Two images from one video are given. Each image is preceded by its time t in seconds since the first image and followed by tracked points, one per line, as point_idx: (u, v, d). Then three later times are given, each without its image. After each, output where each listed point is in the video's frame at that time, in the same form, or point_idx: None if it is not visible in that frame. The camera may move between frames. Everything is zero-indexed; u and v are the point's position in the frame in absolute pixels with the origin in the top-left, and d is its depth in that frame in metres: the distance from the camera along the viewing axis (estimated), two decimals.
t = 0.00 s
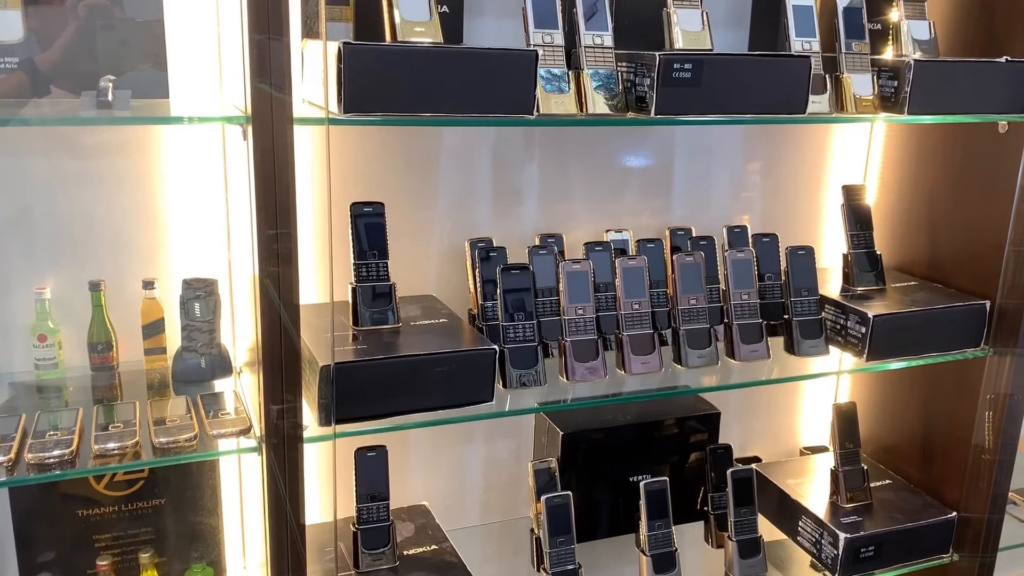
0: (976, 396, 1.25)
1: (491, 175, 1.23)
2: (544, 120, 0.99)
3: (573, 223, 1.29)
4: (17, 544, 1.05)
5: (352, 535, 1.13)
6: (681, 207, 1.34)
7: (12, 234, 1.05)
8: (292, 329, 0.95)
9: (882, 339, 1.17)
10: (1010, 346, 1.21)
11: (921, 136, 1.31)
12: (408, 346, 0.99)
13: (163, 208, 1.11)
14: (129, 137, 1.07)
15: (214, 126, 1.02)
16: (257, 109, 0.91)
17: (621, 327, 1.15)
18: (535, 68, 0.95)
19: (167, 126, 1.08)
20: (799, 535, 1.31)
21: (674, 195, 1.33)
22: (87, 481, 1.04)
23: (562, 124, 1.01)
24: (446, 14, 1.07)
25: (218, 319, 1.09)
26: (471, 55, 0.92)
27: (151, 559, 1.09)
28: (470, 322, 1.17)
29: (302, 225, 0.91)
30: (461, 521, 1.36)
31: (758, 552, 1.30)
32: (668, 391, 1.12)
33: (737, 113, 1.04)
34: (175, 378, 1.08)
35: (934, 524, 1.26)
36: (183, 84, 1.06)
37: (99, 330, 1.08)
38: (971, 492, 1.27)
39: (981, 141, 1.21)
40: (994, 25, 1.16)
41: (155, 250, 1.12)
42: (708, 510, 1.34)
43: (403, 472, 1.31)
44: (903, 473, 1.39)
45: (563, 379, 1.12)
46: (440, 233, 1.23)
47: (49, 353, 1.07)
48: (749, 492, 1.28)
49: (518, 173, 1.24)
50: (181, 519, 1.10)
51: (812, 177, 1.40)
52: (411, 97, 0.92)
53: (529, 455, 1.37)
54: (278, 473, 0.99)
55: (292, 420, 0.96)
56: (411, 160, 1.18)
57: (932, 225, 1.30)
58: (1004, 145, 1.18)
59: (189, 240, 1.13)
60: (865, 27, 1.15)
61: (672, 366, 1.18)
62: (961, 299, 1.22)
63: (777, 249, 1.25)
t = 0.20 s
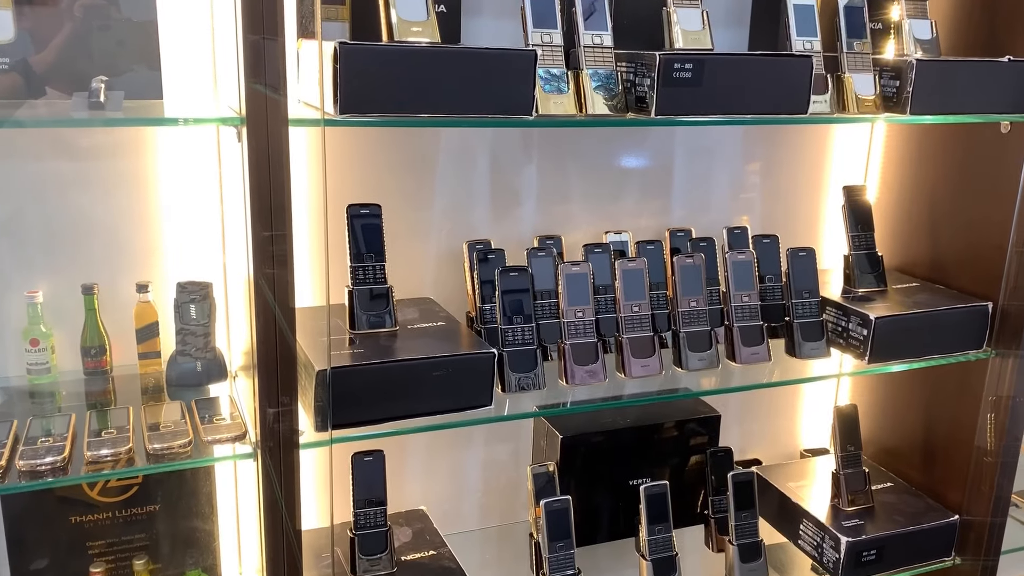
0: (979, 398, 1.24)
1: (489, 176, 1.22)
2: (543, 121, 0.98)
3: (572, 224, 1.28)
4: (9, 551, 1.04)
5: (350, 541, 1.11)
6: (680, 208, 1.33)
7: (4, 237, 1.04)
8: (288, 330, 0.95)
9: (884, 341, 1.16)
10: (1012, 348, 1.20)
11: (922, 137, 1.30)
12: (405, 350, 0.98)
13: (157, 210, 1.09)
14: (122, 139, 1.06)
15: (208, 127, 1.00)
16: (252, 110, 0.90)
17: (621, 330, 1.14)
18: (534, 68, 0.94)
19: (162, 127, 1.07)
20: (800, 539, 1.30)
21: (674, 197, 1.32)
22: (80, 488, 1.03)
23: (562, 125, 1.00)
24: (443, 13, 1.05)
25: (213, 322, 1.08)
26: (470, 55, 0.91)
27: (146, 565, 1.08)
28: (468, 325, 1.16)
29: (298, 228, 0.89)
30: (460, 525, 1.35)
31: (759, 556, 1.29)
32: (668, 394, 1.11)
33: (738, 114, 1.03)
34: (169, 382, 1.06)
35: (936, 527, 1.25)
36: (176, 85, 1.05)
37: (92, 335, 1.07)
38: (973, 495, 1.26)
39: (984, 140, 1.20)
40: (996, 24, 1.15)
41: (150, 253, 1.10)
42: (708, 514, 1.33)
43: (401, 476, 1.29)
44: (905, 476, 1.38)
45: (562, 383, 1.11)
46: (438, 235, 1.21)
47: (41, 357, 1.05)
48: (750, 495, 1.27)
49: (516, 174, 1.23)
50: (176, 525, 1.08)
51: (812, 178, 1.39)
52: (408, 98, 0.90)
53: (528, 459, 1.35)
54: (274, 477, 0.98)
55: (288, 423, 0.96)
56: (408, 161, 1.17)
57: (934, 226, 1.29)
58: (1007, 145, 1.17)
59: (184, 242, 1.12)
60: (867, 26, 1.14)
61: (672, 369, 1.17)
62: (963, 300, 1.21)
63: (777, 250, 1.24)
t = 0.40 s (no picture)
0: (982, 399, 1.23)
1: (488, 176, 1.20)
2: (543, 120, 0.97)
3: (571, 224, 1.27)
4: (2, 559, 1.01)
5: (348, 545, 1.10)
6: (681, 208, 1.32)
7: None
8: (283, 330, 0.92)
9: (887, 342, 1.15)
10: (1016, 348, 1.19)
11: (925, 136, 1.29)
12: (403, 352, 0.96)
13: (152, 211, 1.08)
14: (116, 139, 1.04)
15: (203, 127, 0.99)
16: (247, 109, 0.90)
17: (622, 332, 1.12)
18: (534, 66, 0.93)
19: (156, 127, 1.05)
20: (802, 541, 1.29)
21: (674, 196, 1.31)
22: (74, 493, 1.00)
23: (562, 124, 0.99)
24: (441, 11, 1.04)
25: (207, 324, 1.06)
26: (469, 53, 0.90)
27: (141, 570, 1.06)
28: (467, 326, 1.14)
29: (294, 226, 0.88)
30: (458, 528, 1.34)
31: (761, 559, 1.28)
32: (669, 397, 1.10)
33: (740, 113, 1.01)
34: (164, 386, 1.05)
35: (939, 530, 1.24)
36: (170, 84, 1.03)
37: (85, 337, 1.05)
38: (976, 497, 1.25)
39: (987, 139, 1.19)
40: (1000, 22, 1.14)
41: (145, 255, 1.09)
42: (709, 516, 1.32)
43: (399, 479, 1.28)
44: (907, 477, 1.37)
45: (563, 385, 1.09)
46: (436, 235, 1.20)
47: (34, 360, 1.04)
48: (751, 498, 1.26)
49: (515, 173, 1.22)
50: (171, 530, 1.06)
51: (813, 177, 1.38)
52: (405, 97, 0.89)
53: (528, 461, 1.34)
54: (270, 479, 0.98)
55: (285, 425, 0.94)
56: (406, 161, 1.16)
57: (937, 226, 1.28)
58: (1010, 144, 1.16)
59: (178, 244, 1.10)
60: (869, 24, 1.13)
61: (673, 371, 1.16)
62: (966, 300, 1.20)
63: (779, 251, 1.23)
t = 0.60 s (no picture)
0: (985, 398, 1.22)
1: (486, 174, 1.19)
2: (543, 117, 0.95)
3: (570, 223, 1.25)
4: None
5: (344, 549, 1.08)
6: (681, 206, 1.31)
7: None
8: (278, 328, 0.91)
9: (890, 342, 1.14)
10: (1019, 348, 1.18)
11: (927, 133, 1.27)
12: (401, 354, 0.95)
13: (145, 211, 1.06)
14: (109, 137, 1.03)
15: (197, 124, 0.97)
16: (240, 108, 0.86)
17: (622, 332, 1.11)
18: (533, 62, 0.91)
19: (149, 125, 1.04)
20: (804, 543, 1.27)
21: (674, 195, 1.30)
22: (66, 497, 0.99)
23: (562, 122, 0.97)
24: (439, 7, 1.02)
25: (202, 325, 1.05)
26: (467, 49, 0.88)
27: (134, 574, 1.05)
28: (465, 326, 1.13)
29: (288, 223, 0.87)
30: (457, 530, 1.33)
31: (762, 561, 1.27)
32: (670, 398, 1.08)
33: (742, 110, 1.00)
34: (157, 387, 1.04)
35: (942, 531, 1.22)
36: (163, 81, 1.02)
37: (78, 338, 1.03)
38: (979, 498, 1.24)
39: (991, 137, 1.18)
40: (1004, 18, 1.12)
41: (139, 255, 1.07)
42: (709, 518, 1.30)
43: (396, 482, 1.27)
44: (909, 477, 1.36)
45: (562, 387, 1.08)
46: (434, 234, 1.18)
47: (26, 362, 1.02)
48: (752, 499, 1.25)
49: (514, 171, 1.20)
50: (166, 533, 1.05)
51: (814, 175, 1.37)
52: (402, 94, 0.88)
53: (527, 463, 1.33)
54: (266, 481, 0.94)
55: (281, 428, 0.92)
56: (403, 158, 1.14)
57: (939, 224, 1.27)
58: (1014, 141, 1.14)
59: (173, 245, 1.09)
60: (872, 19, 1.12)
61: (674, 371, 1.14)
62: (970, 300, 1.19)
63: (780, 250, 1.22)
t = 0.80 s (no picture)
0: (986, 399, 1.21)
1: (484, 173, 1.18)
2: (542, 116, 0.94)
3: (568, 223, 1.24)
4: None
5: (341, 552, 1.07)
6: (681, 205, 1.30)
7: None
8: (272, 325, 0.89)
9: (890, 342, 1.13)
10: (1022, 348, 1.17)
11: (929, 132, 1.26)
12: (397, 355, 0.94)
13: (139, 210, 1.05)
14: (101, 135, 1.01)
15: (191, 122, 0.96)
16: (234, 106, 0.83)
17: (621, 332, 1.10)
18: (531, 60, 0.90)
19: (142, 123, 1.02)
20: (805, 544, 1.26)
21: (673, 194, 1.29)
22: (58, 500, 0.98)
23: (560, 120, 0.96)
24: (436, 4, 1.01)
25: (197, 326, 1.03)
26: (466, 47, 0.87)
27: None
28: (463, 327, 1.12)
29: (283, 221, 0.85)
30: (454, 533, 1.32)
31: (763, 563, 1.26)
32: (670, 400, 1.07)
33: (743, 109, 0.99)
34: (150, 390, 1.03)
35: (943, 532, 1.22)
36: (157, 79, 1.00)
37: (70, 339, 1.02)
38: (980, 499, 1.23)
39: (991, 135, 1.17)
40: (1007, 15, 1.11)
41: (133, 255, 1.06)
42: (709, 519, 1.29)
43: (393, 483, 1.25)
44: (910, 478, 1.35)
45: (561, 388, 1.07)
46: (431, 234, 1.17)
47: (18, 364, 1.00)
48: (752, 501, 1.24)
49: (512, 170, 1.19)
50: (160, 537, 1.03)
51: (815, 173, 1.36)
52: (398, 92, 0.86)
53: (525, 464, 1.32)
54: (263, 484, 0.93)
55: (277, 426, 0.91)
56: (400, 157, 1.13)
57: (940, 223, 1.26)
58: (1015, 140, 1.13)
59: (167, 245, 1.08)
60: (874, 16, 1.10)
61: (673, 372, 1.13)
62: (972, 300, 1.18)
63: (780, 249, 1.21)
